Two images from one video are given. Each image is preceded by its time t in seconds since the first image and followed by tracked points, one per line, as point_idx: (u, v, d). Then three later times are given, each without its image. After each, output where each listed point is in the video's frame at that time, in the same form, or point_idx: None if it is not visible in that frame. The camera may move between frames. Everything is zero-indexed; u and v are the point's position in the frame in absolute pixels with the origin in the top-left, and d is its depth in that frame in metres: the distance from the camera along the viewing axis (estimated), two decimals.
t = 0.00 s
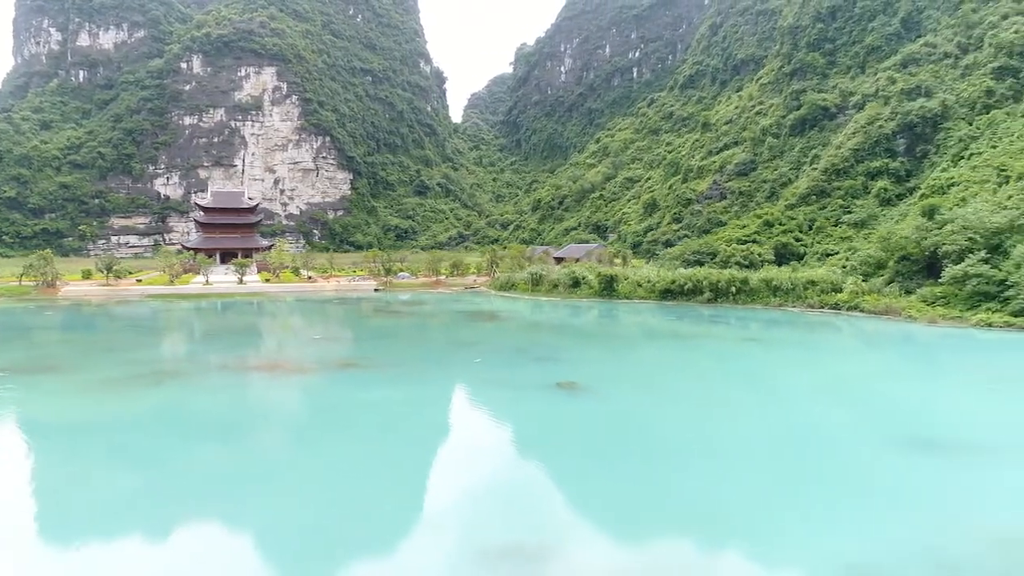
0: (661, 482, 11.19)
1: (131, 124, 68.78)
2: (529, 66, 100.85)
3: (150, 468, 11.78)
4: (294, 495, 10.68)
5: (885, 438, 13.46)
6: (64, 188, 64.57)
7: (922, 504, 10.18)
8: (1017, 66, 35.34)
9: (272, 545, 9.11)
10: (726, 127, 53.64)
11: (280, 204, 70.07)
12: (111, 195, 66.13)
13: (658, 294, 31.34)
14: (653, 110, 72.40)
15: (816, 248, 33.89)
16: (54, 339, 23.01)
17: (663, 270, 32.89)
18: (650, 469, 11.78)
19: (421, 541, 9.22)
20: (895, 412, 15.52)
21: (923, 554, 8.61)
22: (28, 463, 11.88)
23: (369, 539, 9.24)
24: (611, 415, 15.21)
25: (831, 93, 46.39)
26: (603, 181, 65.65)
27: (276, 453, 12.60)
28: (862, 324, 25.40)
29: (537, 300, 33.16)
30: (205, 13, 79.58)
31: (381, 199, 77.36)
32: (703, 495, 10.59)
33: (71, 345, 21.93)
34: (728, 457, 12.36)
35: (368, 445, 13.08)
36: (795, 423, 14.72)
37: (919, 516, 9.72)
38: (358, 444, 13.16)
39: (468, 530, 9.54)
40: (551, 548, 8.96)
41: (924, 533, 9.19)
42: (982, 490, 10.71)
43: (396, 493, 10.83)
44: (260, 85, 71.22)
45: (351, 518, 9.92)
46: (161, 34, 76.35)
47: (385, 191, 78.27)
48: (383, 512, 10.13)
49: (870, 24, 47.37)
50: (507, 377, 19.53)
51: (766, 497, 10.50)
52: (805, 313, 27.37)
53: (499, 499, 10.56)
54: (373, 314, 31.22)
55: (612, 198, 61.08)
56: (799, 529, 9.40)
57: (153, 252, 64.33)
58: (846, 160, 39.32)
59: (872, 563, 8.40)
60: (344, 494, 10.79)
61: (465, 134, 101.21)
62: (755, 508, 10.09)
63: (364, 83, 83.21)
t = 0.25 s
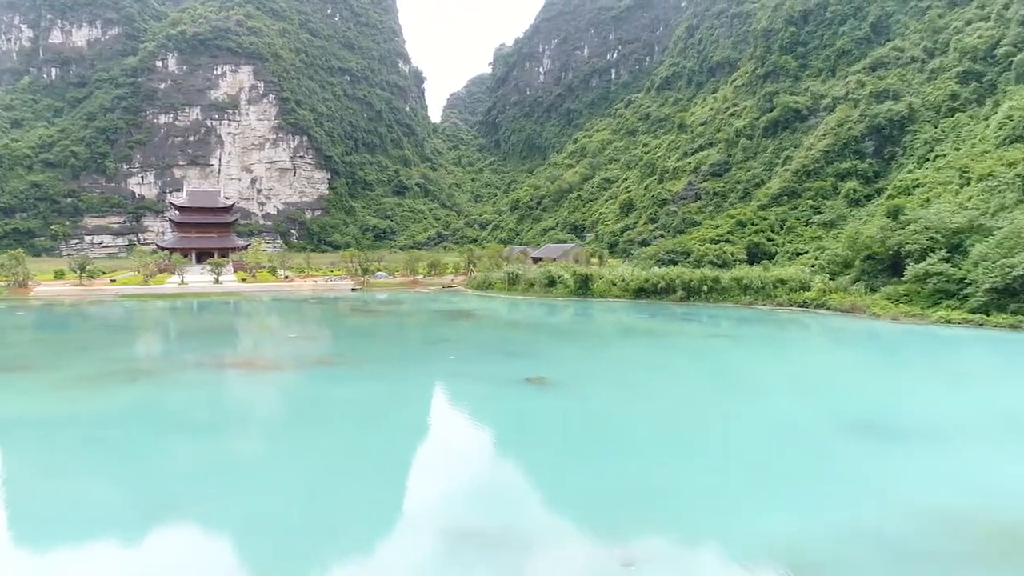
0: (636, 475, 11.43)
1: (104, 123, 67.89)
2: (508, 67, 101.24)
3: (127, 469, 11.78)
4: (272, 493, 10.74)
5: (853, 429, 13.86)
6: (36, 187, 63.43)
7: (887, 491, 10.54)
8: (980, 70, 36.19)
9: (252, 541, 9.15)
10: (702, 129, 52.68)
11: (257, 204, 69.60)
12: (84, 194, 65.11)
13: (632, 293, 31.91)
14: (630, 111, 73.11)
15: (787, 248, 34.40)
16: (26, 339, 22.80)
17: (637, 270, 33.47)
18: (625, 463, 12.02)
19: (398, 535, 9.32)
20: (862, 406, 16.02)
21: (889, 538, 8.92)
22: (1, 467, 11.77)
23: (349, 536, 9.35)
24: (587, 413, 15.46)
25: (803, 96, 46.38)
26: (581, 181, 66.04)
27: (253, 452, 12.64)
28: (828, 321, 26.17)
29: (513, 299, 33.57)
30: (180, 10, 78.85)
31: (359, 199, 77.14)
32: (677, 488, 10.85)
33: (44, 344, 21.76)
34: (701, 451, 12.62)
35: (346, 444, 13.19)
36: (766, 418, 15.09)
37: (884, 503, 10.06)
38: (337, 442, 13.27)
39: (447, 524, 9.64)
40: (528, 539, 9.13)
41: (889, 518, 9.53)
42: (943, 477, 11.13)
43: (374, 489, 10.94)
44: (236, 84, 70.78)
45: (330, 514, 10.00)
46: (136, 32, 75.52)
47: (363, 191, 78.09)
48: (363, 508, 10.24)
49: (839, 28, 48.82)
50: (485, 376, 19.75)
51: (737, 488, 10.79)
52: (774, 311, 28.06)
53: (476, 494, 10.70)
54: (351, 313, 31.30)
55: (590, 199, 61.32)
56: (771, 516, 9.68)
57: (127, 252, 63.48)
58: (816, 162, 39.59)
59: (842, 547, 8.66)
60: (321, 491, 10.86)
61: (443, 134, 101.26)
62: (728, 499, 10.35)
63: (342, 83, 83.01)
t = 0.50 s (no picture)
0: (609, 470, 11.70)
1: (79, 121, 66.98)
2: (488, 67, 101.35)
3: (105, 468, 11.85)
4: (250, 491, 10.86)
5: (822, 425, 14.25)
6: (8, 186, 62.24)
7: (850, 482, 10.92)
8: (948, 74, 36.42)
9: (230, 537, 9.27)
10: (679, 130, 52.63)
11: (235, 204, 69.09)
12: (59, 193, 64.11)
13: (608, 292, 32.37)
14: (609, 112, 73.69)
15: (761, 248, 34.88)
16: None
17: (614, 269, 33.92)
18: (598, 459, 12.30)
19: (376, 531, 9.48)
20: (831, 402, 16.47)
21: (849, 527, 9.26)
22: None
23: (325, 533, 9.48)
24: (563, 411, 15.71)
25: (778, 97, 46.34)
26: (561, 182, 66.27)
27: (231, 452, 12.72)
28: (799, 318, 26.79)
29: (491, 298, 33.88)
30: (157, 8, 78.04)
31: (339, 199, 76.87)
32: (648, 482, 11.13)
33: (16, 344, 21.60)
34: (673, 447, 12.93)
35: (324, 443, 13.32)
36: (737, 413, 15.46)
37: (847, 495, 10.42)
38: (315, 440, 13.40)
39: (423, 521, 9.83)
40: (504, 532, 9.34)
41: (850, 509, 9.88)
42: (903, 469, 11.55)
43: (352, 488, 11.10)
44: (214, 82, 70.23)
45: (308, 512, 10.13)
46: (111, 29, 74.62)
47: (343, 191, 77.84)
48: (341, 506, 10.38)
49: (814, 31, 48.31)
50: (463, 374, 19.91)
51: (707, 483, 11.08)
52: (747, 309, 28.62)
53: (451, 491, 10.90)
54: (330, 313, 31.33)
55: (569, 199, 61.56)
56: (739, 508, 9.99)
57: (103, 252, 62.57)
58: (791, 163, 39.78)
59: (804, 537, 8.98)
60: (299, 489, 10.98)
61: (424, 133, 101.11)
62: (698, 494, 10.63)
63: (322, 82, 82.68)
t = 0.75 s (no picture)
0: (578, 464, 11.92)
1: (50, 119, 65.79)
2: (466, 67, 101.45)
3: (75, 468, 11.82)
4: (221, 489, 10.90)
5: (793, 420, 14.57)
6: None
7: (819, 474, 11.18)
8: (915, 77, 37.04)
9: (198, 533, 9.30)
10: (655, 130, 53.03)
11: (210, 203, 68.40)
12: (28, 192, 62.57)
13: (583, 291, 32.80)
14: (587, 112, 74.30)
15: (733, 247, 35.51)
16: None
17: (590, 268, 34.34)
18: (568, 453, 12.53)
19: (346, 526, 9.58)
20: (796, 397, 16.92)
21: (807, 516, 9.56)
22: None
23: (295, 528, 9.55)
24: (535, 407, 15.95)
25: (750, 99, 46.74)
26: (538, 182, 66.48)
27: (207, 451, 12.69)
28: (768, 316, 27.40)
29: (467, 297, 34.10)
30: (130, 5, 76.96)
31: (316, 199, 76.48)
32: (616, 476, 11.36)
33: None
34: (643, 440, 13.21)
35: (298, 439, 13.39)
36: (705, 408, 15.82)
37: (807, 485, 10.74)
38: (288, 438, 13.45)
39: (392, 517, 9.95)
40: (483, 528, 9.42)
41: (808, 498, 10.21)
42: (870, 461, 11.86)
43: (324, 485, 11.16)
44: (189, 81, 69.47)
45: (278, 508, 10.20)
46: (83, 26, 73.44)
47: (320, 190, 77.48)
48: (312, 502, 10.46)
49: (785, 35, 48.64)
50: (438, 372, 20.08)
51: (674, 475, 11.34)
52: (718, 307, 29.18)
53: (422, 489, 11.03)
54: (306, 313, 31.28)
55: (547, 199, 61.79)
56: (703, 500, 10.25)
57: (74, 252, 61.24)
58: (763, 163, 40.29)
59: (763, 526, 9.26)
60: (270, 486, 11.05)
61: (402, 133, 100.91)
62: (673, 487, 10.82)
63: (298, 81, 82.22)
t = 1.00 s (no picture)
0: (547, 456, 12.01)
1: (12, 116, 64.27)
2: (439, 67, 101.39)
3: (34, 466, 11.63)
4: (184, 483, 10.82)
5: (759, 415, 14.84)
6: None
7: (785, 465, 11.37)
8: (877, 81, 37.96)
9: (157, 526, 9.22)
10: (626, 131, 53.64)
11: (179, 203, 67.40)
12: None
13: (553, 290, 33.14)
14: (559, 113, 74.76)
15: (702, 246, 36.12)
16: None
17: (561, 268, 34.71)
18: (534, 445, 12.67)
19: (309, 515, 9.60)
20: (757, 392, 17.36)
21: (761, 501, 9.83)
22: None
23: (256, 519, 9.53)
24: (503, 403, 16.11)
25: (719, 101, 47.48)
26: (510, 182, 66.52)
27: (173, 450, 12.50)
28: (734, 314, 27.96)
29: (438, 296, 34.21)
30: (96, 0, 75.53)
31: (287, 198, 75.85)
32: (580, 465, 11.53)
33: None
34: (610, 434, 13.36)
35: (264, 436, 13.35)
36: (670, 404, 16.14)
37: (773, 474, 10.92)
38: (257, 436, 13.31)
39: (355, 506, 9.97)
40: (454, 518, 9.41)
41: (764, 484, 10.49)
42: (834, 452, 12.11)
43: (291, 480, 11.09)
44: (157, 78, 68.41)
45: (241, 500, 10.16)
46: (47, 21, 71.84)
47: (291, 190, 76.85)
48: (275, 494, 10.45)
49: (754, 38, 49.56)
50: (409, 371, 20.14)
51: (636, 464, 11.55)
52: (686, 305, 29.69)
53: (387, 480, 11.07)
54: (277, 313, 31.12)
55: (519, 199, 61.91)
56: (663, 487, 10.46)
57: (38, 252, 59.88)
58: (730, 164, 40.77)
59: (719, 510, 9.48)
60: (233, 480, 11.01)
61: (374, 133, 100.45)
62: (643, 477, 10.91)
63: (269, 79, 81.47)
